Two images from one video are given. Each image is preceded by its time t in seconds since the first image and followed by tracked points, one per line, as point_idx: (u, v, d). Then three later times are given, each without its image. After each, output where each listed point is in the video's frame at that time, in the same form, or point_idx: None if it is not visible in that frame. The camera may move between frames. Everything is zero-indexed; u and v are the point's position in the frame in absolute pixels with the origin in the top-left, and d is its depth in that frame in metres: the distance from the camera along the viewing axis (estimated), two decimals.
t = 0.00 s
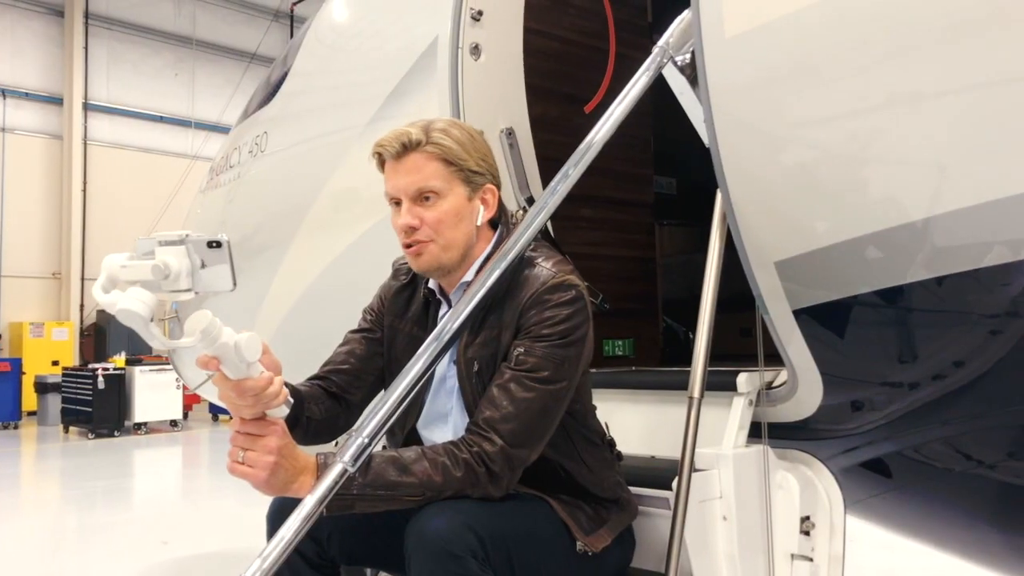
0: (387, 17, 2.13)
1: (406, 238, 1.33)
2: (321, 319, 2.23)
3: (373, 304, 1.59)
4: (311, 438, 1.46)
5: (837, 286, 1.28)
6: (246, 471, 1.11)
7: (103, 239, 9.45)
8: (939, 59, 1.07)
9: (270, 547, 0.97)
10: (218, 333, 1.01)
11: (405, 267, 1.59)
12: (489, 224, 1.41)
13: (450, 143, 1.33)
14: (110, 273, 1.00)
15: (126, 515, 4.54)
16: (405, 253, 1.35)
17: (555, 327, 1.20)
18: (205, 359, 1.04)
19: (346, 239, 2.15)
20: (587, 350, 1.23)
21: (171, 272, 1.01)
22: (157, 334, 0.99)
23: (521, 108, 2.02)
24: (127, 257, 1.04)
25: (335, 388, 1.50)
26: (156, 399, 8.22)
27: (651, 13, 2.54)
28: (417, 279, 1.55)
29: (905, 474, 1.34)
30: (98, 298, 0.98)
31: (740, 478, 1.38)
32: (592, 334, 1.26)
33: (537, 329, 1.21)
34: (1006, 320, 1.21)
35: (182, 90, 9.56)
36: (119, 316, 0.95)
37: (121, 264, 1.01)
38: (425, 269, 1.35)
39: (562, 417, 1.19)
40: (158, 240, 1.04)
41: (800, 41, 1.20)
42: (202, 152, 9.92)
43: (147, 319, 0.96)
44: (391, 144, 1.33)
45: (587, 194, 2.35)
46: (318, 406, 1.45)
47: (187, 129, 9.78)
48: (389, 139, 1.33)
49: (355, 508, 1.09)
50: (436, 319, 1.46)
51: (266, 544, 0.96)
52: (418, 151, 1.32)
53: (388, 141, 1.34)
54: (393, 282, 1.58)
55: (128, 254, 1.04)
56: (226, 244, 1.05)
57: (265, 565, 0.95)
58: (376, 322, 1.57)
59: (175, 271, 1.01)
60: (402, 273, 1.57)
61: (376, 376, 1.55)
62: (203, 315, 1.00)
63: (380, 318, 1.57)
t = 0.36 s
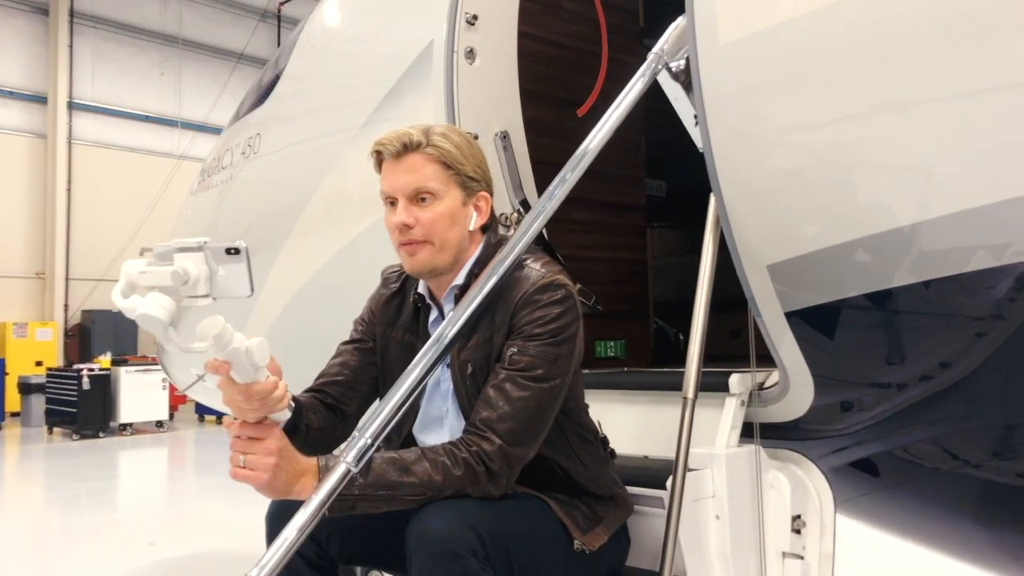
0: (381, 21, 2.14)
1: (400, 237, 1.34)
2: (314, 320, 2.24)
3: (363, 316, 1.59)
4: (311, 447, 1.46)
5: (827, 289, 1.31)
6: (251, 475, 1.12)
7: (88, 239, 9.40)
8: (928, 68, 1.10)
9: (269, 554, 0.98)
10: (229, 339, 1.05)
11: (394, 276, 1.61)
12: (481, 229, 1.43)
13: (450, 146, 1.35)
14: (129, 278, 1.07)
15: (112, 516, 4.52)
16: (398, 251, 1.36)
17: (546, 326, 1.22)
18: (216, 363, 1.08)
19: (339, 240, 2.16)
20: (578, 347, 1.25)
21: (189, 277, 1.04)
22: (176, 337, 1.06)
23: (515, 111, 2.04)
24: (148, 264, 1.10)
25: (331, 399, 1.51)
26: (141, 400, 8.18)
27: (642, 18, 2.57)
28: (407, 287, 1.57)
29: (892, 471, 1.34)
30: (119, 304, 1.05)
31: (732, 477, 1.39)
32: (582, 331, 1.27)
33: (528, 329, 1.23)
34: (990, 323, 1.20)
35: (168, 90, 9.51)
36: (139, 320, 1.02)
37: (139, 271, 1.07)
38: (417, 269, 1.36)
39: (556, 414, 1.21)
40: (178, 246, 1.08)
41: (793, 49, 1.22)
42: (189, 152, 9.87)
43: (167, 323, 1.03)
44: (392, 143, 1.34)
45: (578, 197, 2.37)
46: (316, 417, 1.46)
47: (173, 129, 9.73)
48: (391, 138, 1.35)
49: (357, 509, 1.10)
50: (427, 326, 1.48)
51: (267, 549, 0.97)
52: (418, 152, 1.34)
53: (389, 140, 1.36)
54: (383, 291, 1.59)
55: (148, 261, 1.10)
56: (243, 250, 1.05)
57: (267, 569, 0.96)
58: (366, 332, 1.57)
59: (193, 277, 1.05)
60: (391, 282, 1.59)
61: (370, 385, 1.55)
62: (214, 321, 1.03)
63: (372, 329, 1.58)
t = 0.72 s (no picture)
0: (360, 18, 2.14)
1: (361, 239, 1.33)
2: (292, 316, 2.24)
3: (325, 331, 1.51)
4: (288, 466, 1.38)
5: (800, 284, 1.34)
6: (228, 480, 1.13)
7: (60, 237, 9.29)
8: (897, 68, 1.13)
9: (245, 550, 0.96)
10: (219, 342, 1.06)
11: (352, 285, 1.54)
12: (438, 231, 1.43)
13: (404, 148, 1.35)
14: (125, 284, 1.13)
15: (86, 516, 4.47)
16: (359, 255, 1.35)
17: (508, 312, 1.24)
18: (203, 367, 1.07)
19: (317, 237, 2.16)
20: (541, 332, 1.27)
21: (185, 283, 1.12)
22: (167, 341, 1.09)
23: (494, 108, 2.05)
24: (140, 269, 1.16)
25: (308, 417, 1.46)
26: (114, 399, 8.10)
27: (620, 17, 2.59)
28: (364, 294, 1.50)
29: (863, 463, 1.33)
30: (115, 307, 1.09)
31: (707, 469, 1.42)
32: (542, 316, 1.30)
33: (490, 317, 1.24)
34: (959, 317, 1.21)
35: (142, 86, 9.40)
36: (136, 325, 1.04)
37: (135, 276, 1.13)
38: (379, 270, 1.35)
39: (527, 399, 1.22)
40: (174, 253, 1.16)
41: (767, 48, 1.25)
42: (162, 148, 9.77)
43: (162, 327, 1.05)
44: (348, 148, 1.34)
45: (555, 194, 2.39)
46: (296, 435, 1.40)
47: (147, 125, 9.63)
48: (346, 143, 1.35)
49: (339, 506, 1.11)
50: (392, 332, 1.43)
51: (245, 543, 0.95)
52: (373, 155, 1.34)
53: (343, 146, 1.36)
54: (342, 302, 1.52)
55: (141, 266, 1.15)
56: (237, 255, 1.15)
57: (243, 565, 0.95)
58: (331, 347, 1.50)
59: (189, 282, 1.13)
60: (350, 291, 1.52)
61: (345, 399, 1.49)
62: (205, 325, 1.04)
63: (338, 343, 1.50)
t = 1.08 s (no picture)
0: (336, 22, 2.16)
1: (322, 249, 1.31)
2: (268, 318, 2.25)
3: (294, 338, 1.50)
4: (262, 466, 1.32)
5: (768, 288, 1.38)
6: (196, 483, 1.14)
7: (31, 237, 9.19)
8: (858, 79, 1.17)
9: (220, 553, 0.98)
10: (191, 339, 1.05)
11: (320, 291, 1.52)
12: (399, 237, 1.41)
13: (361, 158, 1.34)
14: (96, 282, 1.11)
15: (58, 519, 4.43)
16: (320, 265, 1.33)
17: (469, 312, 1.24)
18: (176, 364, 1.08)
19: (293, 240, 2.17)
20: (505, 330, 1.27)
21: (158, 281, 1.15)
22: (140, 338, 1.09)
23: (469, 113, 2.07)
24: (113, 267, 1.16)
25: (280, 425, 1.43)
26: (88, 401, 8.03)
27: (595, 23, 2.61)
28: (331, 301, 1.49)
29: (829, 462, 1.36)
30: (88, 305, 1.09)
31: (676, 469, 1.45)
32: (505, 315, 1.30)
33: (453, 318, 1.24)
34: (924, 320, 1.24)
35: (115, 85, 9.25)
36: (110, 321, 1.06)
37: (107, 275, 1.12)
38: (340, 279, 1.33)
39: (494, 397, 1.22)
40: (146, 252, 1.18)
41: (733, 59, 1.29)
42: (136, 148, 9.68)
43: (135, 322, 1.06)
44: (305, 159, 1.32)
45: (530, 198, 2.42)
46: (271, 437, 1.36)
47: (121, 125, 9.55)
48: (303, 155, 1.33)
49: (312, 511, 1.11)
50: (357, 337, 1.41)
51: (220, 546, 0.96)
52: (330, 166, 1.32)
53: (300, 158, 1.34)
54: (309, 309, 1.51)
55: (113, 265, 1.15)
56: (207, 255, 1.17)
57: (218, 567, 0.96)
58: (300, 353, 1.49)
59: (161, 280, 1.15)
60: (317, 299, 1.51)
61: (318, 405, 1.47)
62: (177, 323, 1.04)
63: (306, 349, 1.49)
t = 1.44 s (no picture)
0: (330, 25, 2.16)
1: (317, 251, 1.31)
2: (260, 320, 2.25)
3: (289, 339, 1.47)
4: (256, 467, 1.34)
5: (759, 291, 1.39)
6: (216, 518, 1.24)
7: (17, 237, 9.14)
8: (849, 86, 1.19)
9: (219, 556, 0.98)
10: (192, 335, 1.05)
11: (316, 293, 1.49)
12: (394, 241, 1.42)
13: (358, 161, 1.35)
14: (101, 279, 1.11)
15: (44, 522, 4.39)
16: (316, 267, 1.33)
17: (460, 314, 1.23)
18: (177, 360, 1.08)
19: (286, 242, 2.17)
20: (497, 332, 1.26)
21: (160, 278, 1.15)
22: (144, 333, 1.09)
23: (463, 117, 2.08)
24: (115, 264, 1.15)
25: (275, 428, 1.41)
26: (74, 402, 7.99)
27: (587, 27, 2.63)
28: (326, 303, 1.46)
29: (819, 463, 1.40)
30: (91, 301, 1.08)
31: (669, 469, 1.46)
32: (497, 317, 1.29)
33: (445, 320, 1.23)
34: (912, 322, 1.27)
35: (102, 85, 9.20)
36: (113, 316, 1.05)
37: (111, 271, 1.12)
38: (335, 281, 1.33)
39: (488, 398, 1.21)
40: (148, 250, 1.18)
41: (727, 65, 1.30)
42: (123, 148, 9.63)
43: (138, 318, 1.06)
44: (303, 162, 1.33)
45: (522, 200, 2.43)
46: (266, 437, 1.35)
47: (108, 124, 9.49)
48: (301, 157, 1.34)
49: (311, 512, 1.14)
50: (351, 338, 1.38)
51: (220, 548, 0.97)
52: (328, 169, 1.33)
53: (298, 161, 1.35)
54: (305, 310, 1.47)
55: (117, 262, 1.14)
56: (209, 252, 1.18)
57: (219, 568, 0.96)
58: (295, 353, 1.46)
59: (163, 277, 1.16)
60: (312, 300, 1.48)
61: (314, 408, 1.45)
62: (178, 320, 1.03)
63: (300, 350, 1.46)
